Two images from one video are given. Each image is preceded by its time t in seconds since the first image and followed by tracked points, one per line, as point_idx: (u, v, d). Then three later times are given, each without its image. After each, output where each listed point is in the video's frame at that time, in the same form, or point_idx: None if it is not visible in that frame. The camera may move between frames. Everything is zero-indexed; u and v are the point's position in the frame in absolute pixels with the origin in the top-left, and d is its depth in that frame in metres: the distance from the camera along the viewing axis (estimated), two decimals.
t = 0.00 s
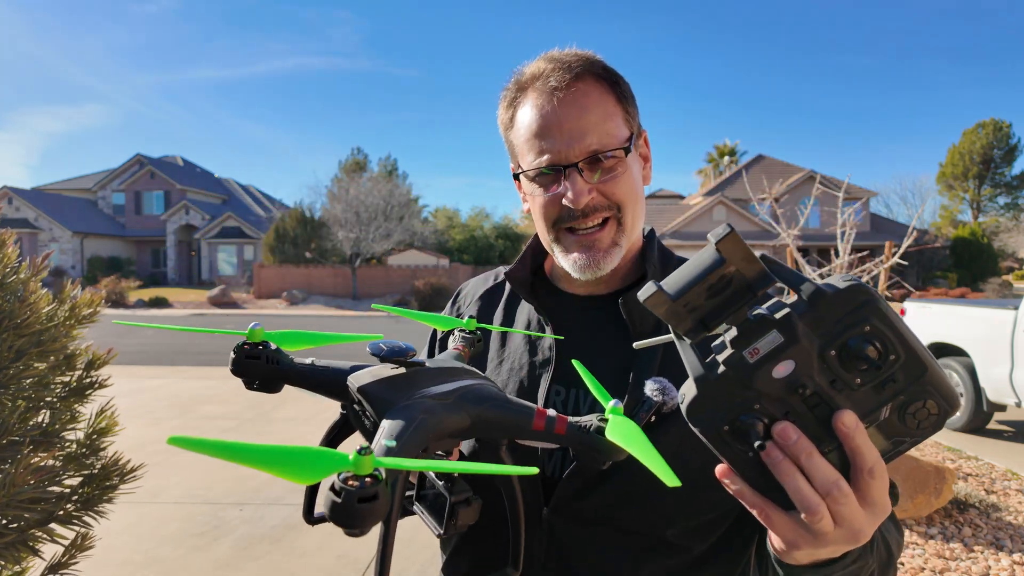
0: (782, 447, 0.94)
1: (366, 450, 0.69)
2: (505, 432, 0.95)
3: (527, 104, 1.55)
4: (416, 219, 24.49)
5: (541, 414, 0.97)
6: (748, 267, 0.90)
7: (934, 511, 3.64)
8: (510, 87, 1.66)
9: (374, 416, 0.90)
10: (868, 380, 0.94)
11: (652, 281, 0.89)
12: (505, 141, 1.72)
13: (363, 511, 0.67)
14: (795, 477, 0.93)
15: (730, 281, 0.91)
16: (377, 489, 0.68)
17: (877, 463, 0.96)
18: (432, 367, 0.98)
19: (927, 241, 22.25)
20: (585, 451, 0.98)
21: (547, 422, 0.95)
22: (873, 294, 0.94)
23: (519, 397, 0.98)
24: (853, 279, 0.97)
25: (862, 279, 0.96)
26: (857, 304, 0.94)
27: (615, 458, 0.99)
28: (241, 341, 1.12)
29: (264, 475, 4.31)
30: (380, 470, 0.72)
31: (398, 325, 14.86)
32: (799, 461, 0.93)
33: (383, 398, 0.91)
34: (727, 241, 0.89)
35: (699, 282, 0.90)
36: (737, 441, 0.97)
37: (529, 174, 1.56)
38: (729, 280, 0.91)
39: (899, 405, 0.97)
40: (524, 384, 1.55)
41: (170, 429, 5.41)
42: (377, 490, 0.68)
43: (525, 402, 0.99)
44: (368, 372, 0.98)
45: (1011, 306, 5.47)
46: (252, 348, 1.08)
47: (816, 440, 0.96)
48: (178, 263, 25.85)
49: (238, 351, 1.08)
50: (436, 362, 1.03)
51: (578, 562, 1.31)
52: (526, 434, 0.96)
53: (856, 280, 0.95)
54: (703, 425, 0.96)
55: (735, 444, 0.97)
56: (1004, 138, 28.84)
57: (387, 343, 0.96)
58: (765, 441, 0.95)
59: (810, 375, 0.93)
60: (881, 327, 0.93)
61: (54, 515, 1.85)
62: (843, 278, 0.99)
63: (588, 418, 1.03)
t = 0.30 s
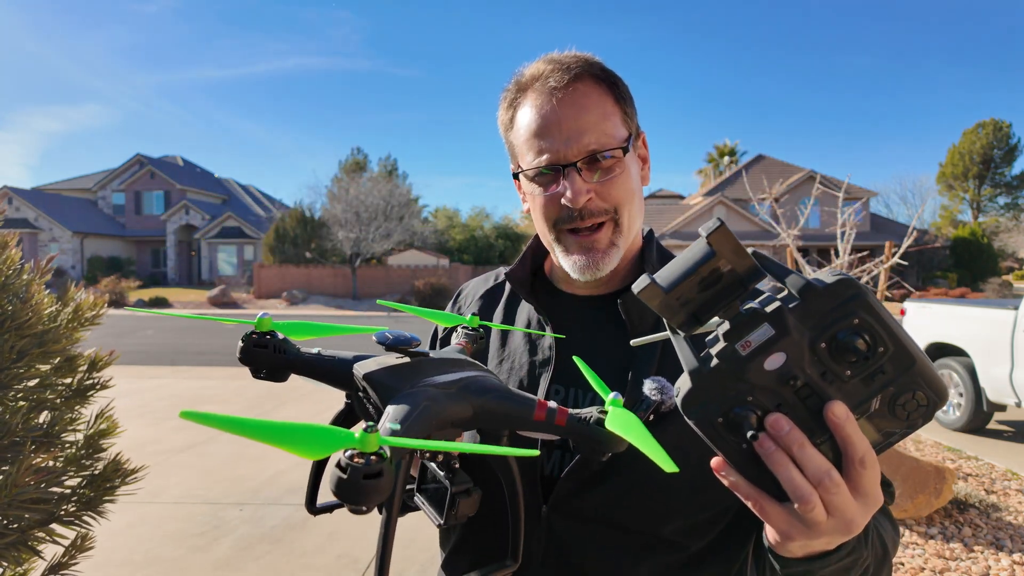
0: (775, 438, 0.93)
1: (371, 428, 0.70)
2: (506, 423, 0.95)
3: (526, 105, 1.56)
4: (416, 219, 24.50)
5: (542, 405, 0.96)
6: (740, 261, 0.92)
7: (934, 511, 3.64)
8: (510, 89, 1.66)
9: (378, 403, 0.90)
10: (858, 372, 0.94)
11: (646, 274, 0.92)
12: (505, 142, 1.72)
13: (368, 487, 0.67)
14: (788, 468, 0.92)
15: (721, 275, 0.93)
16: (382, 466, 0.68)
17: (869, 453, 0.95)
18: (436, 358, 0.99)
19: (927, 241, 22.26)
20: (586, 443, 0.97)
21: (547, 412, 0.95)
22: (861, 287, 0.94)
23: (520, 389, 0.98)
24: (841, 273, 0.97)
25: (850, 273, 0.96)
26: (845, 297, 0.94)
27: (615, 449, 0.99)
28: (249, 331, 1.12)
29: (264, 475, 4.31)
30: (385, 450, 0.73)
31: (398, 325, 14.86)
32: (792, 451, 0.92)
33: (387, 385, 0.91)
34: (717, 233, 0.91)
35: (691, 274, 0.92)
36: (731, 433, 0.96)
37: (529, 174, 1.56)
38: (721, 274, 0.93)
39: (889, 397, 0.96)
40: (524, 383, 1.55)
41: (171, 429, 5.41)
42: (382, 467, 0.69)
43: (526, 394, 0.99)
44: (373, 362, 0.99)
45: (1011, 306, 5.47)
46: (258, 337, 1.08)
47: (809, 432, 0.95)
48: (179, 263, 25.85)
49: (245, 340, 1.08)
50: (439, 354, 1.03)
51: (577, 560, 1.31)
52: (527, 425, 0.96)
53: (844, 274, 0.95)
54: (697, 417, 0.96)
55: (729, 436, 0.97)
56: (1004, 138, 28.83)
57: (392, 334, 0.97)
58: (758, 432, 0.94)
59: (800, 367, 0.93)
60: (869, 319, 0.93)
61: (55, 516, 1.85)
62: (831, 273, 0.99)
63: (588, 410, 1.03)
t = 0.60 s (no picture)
0: (777, 418, 0.93)
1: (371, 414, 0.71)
2: (504, 416, 0.94)
3: (526, 108, 1.56)
4: (416, 219, 24.50)
5: (541, 397, 0.95)
6: (729, 247, 0.93)
7: (934, 511, 3.64)
8: (509, 91, 1.66)
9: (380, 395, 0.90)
10: (850, 348, 0.95)
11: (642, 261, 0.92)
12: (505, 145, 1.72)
13: (369, 471, 0.67)
14: (792, 446, 0.92)
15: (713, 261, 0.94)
16: (382, 451, 0.69)
17: (868, 426, 0.96)
18: (435, 351, 0.98)
19: (927, 241, 22.26)
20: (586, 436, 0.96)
21: (547, 405, 0.93)
22: (846, 265, 0.95)
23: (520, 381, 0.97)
24: (825, 255, 0.98)
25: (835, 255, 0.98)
26: (833, 277, 0.95)
27: (615, 440, 0.97)
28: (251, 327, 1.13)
29: (264, 475, 4.31)
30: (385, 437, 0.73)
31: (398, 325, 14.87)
32: (795, 429, 0.92)
33: (389, 377, 0.91)
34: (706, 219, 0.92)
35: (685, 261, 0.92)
36: (732, 418, 0.96)
37: (529, 176, 1.56)
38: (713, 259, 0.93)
39: (883, 372, 0.97)
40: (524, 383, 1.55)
41: (171, 429, 5.41)
42: (382, 452, 0.69)
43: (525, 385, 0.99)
44: (374, 355, 0.99)
45: (1011, 306, 5.47)
46: (263, 331, 1.09)
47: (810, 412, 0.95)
48: (179, 263, 25.85)
49: (248, 335, 1.08)
50: (439, 347, 1.03)
51: (576, 558, 1.31)
52: (526, 418, 0.94)
53: (829, 255, 0.97)
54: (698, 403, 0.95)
55: (731, 421, 0.96)
56: (1004, 138, 28.82)
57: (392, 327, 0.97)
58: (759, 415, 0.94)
59: (796, 347, 0.93)
60: (857, 297, 0.94)
61: (56, 516, 1.85)
62: (815, 257, 1.00)
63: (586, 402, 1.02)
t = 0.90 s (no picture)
0: (776, 293, 0.99)
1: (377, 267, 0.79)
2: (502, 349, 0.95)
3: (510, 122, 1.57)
4: (416, 219, 24.49)
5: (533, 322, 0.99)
6: (708, 142, 1.15)
7: (934, 511, 3.64)
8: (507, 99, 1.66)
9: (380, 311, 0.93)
10: (823, 231, 1.07)
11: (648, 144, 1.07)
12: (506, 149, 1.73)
13: (375, 313, 0.75)
14: (796, 309, 0.96)
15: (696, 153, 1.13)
16: (386, 299, 0.77)
17: (858, 293, 1.02)
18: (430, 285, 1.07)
19: (927, 241, 22.27)
20: (574, 362, 1.01)
21: (541, 333, 0.97)
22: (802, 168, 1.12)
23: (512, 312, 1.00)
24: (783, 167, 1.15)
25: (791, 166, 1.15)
26: (794, 179, 1.11)
27: (607, 368, 1.03)
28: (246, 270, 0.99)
29: (264, 475, 4.31)
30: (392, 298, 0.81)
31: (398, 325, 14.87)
32: (796, 296, 0.97)
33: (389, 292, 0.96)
34: (688, 112, 1.12)
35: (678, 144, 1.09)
36: (737, 303, 1.00)
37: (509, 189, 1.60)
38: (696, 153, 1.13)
39: (854, 252, 1.08)
40: (526, 382, 1.54)
41: (171, 429, 5.41)
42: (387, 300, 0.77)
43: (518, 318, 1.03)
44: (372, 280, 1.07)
45: (1011, 306, 5.47)
46: (262, 266, 0.97)
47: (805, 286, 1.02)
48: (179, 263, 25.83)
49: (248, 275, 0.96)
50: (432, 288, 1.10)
51: (576, 555, 1.31)
52: (523, 347, 0.96)
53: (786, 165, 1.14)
54: (704, 293, 1.00)
55: (738, 308, 1.00)
56: (1004, 139, 28.81)
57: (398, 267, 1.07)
58: (759, 294, 1.00)
59: (778, 230, 1.05)
60: (817, 190, 1.10)
61: (55, 516, 1.86)
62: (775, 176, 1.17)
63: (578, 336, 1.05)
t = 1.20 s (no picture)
0: (797, 321, 0.98)
1: (327, 353, 0.74)
2: (468, 337, 0.94)
3: (512, 119, 1.57)
4: (416, 219, 24.50)
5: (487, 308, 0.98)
6: (753, 158, 1.14)
7: (934, 511, 3.63)
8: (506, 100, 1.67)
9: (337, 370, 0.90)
10: (859, 261, 1.05)
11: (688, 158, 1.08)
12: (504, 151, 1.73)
13: (349, 403, 0.72)
14: (813, 342, 0.97)
15: (739, 168, 1.13)
16: (353, 382, 0.74)
17: (883, 330, 1.00)
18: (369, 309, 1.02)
19: (927, 241, 22.30)
20: (542, 320, 1.00)
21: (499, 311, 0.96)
22: (851, 192, 1.09)
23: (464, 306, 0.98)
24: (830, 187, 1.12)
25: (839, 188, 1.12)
26: (840, 203, 1.09)
27: (572, 315, 1.01)
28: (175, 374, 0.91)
29: (264, 475, 4.31)
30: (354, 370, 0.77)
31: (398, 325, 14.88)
32: (816, 328, 0.97)
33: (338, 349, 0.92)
34: (736, 127, 1.11)
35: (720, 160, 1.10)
36: (756, 324, 1.01)
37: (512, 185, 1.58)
38: (739, 168, 1.13)
39: (889, 286, 1.06)
40: (525, 379, 1.55)
41: (171, 429, 5.41)
42: (354, 383, 0.74)
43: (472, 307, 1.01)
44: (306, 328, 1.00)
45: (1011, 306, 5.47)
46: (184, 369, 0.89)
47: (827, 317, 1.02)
48: (178, 262, 25.85)
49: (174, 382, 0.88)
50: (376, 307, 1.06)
51: (574, 551, 1.31)
52: (485, 331, 0.96)
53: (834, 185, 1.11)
54: (725, 311, 1.01)
55: (755, 330, 1.01)
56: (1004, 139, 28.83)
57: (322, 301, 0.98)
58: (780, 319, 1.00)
59: (812, 256, 1.03)
60: (862, 218, 1.07)
61: (54, 516, 1.86)
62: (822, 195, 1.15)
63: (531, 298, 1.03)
